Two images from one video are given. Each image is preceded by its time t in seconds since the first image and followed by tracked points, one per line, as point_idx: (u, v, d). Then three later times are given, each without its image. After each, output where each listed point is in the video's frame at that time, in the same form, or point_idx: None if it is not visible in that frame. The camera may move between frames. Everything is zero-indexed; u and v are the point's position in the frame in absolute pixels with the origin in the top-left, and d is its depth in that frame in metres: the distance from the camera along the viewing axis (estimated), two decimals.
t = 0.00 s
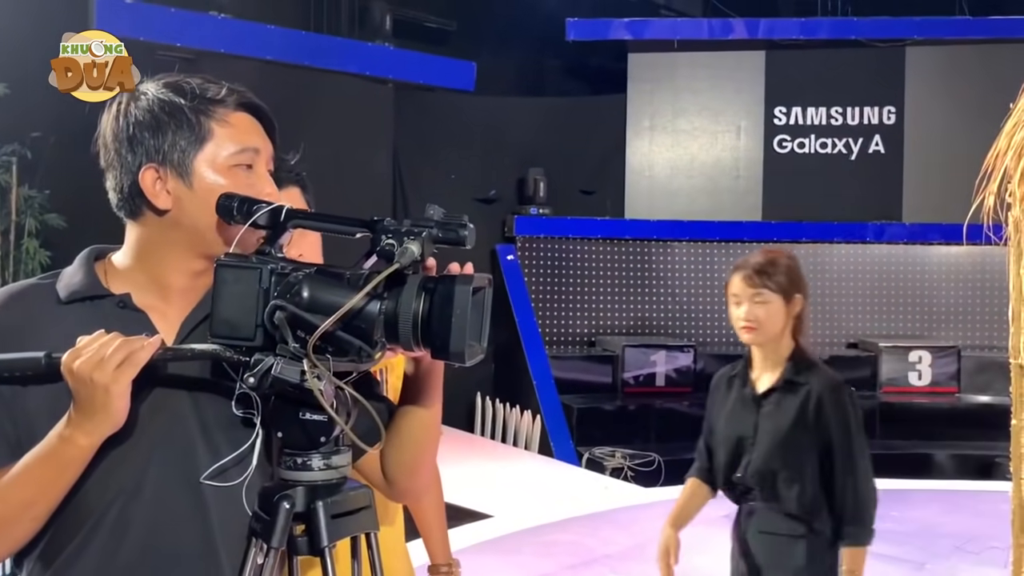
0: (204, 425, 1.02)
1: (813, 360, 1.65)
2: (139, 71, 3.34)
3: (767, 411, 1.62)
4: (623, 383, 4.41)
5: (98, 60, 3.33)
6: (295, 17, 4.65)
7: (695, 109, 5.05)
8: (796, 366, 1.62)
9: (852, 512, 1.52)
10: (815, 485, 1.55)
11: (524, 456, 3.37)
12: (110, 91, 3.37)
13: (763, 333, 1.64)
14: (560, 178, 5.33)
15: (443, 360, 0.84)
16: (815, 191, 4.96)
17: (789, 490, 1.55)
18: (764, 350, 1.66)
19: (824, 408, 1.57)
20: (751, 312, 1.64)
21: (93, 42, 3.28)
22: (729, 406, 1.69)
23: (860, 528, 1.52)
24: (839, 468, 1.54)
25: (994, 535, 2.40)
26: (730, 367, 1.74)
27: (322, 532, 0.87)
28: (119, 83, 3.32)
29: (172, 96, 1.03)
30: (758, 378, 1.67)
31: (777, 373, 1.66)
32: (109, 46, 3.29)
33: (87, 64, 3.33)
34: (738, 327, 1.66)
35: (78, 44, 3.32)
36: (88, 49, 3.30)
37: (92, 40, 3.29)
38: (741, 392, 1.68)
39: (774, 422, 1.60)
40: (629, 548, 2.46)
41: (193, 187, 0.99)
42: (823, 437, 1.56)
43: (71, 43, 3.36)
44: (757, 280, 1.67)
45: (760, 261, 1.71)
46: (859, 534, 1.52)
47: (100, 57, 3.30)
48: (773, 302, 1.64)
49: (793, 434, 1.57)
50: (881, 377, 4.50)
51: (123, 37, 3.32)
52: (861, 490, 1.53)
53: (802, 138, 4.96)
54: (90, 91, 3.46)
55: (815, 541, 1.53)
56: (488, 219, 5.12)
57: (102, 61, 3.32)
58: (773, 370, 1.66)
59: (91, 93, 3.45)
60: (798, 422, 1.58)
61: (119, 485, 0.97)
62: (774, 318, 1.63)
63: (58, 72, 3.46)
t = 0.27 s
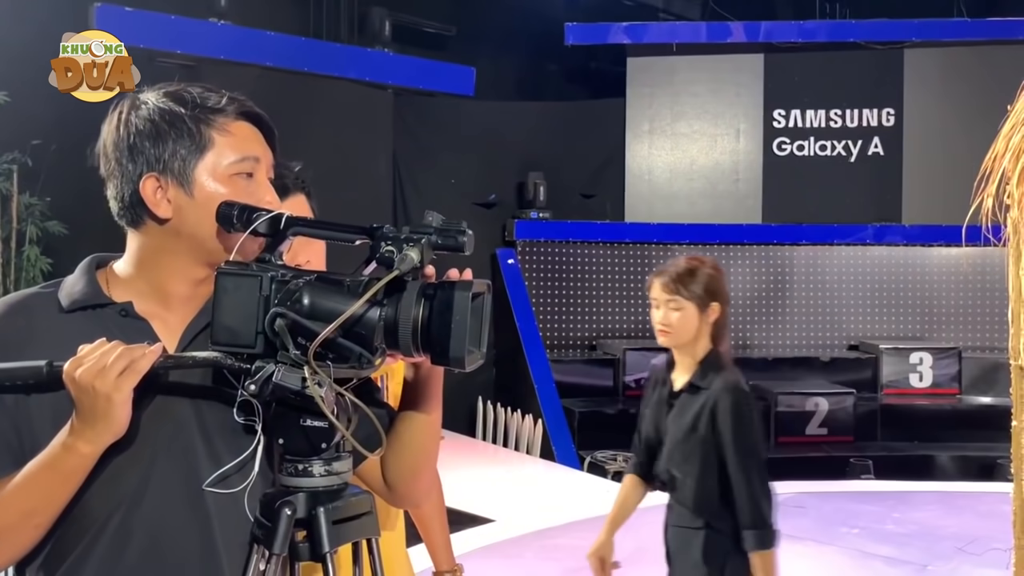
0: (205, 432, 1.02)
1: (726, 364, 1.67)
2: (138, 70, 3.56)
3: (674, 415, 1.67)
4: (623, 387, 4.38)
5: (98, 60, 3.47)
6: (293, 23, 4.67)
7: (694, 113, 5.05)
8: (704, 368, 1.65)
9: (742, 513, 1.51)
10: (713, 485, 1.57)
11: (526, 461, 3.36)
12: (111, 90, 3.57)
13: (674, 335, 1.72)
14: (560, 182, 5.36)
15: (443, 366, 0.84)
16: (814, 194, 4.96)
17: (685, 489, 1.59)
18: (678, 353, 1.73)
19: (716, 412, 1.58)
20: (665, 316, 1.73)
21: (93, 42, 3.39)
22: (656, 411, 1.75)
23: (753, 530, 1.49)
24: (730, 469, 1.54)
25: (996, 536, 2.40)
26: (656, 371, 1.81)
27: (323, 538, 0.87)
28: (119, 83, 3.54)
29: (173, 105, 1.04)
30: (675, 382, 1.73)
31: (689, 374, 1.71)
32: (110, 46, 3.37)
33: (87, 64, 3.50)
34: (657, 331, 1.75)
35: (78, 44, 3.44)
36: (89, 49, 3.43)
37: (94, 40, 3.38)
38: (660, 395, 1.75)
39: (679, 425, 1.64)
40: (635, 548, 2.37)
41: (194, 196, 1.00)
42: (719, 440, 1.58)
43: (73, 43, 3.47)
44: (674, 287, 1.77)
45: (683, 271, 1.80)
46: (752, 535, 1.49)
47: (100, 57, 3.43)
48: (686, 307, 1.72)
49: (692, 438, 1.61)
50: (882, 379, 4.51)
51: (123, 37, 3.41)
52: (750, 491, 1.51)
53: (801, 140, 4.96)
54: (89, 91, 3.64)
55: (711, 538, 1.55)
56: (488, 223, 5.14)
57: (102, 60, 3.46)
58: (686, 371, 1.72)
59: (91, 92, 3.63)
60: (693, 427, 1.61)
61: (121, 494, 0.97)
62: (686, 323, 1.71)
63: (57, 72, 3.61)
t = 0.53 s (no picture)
0: (207, 438, 1.03)
1: (665, 356, 1.78)
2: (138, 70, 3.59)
3: (617, 407, 1.77)
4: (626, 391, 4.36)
5: (98, 60, 3.48)
6: (295, 29, 4.68)
7: (695, 116, 5.05)
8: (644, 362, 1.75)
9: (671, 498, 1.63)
10: (651, 473, 1.68)
11: (528, 465, 3.36)
12: (110, 89, 3.60)
13: (614, 333, 1.80)
14: (561, 186, 5.36)
15: (443, 371, 0.84)
16: (816, 198, 4.95)
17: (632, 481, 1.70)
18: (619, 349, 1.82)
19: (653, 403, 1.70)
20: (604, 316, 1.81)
21: (93, 43, 3.39)
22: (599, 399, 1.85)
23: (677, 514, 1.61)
24: (666, 456, 1.66)
25: (999, 539, 2.40)
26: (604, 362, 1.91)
27: (325, 543, 0.87)
28: (119, 82, 3.56)
29: (174, 113, 1.04)
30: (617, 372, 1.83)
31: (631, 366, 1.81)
32: (109, 46, 3.37)
33: (87, 64, 3.51)
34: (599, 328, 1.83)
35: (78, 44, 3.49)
36: (89, 49, 3.43)
37: (93, 40, 3.37)
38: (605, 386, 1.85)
39: (624, 415, 1.74)
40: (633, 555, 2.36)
41: (194, 202, 1.00)
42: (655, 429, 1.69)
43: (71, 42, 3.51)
44: (609, 285, 1.82)
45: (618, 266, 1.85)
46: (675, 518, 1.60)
47: (100, 58, 3.43)
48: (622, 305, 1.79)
49: (638, 426, 1.71)
50: (884, 381, 4.51)
51: (123, 37, 3.41)
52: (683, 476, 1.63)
53: (802, 143, 4.96)
54: (89, 91, 3.66)
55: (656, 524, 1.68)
56: (489, 228, 5.14)
57: (102, 60, 3.45)
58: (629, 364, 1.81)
59: (91, 92, 3.65)
60: (633, 419, 1.72)
61: (123, 500, 0.97)
62: (626, 320, 1.79)
63: (57, 72, 3.63)
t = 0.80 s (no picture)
0: (208, 439, 1.03)
1: (598, 358, 1.86)
2: (138, 70, 3.58)
3: (552, 404, 1.82)
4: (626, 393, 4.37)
5: (97, 60, 3.48)
6: (297, 31, 4.69)
7: (696, 119, 5.06)
8: (580, 364, 1.82)
9: (613, 500, 1.66)
10: (591, 469, 1.73)
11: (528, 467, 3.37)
12: (110, 89, 3.60)
13: (554, 333, 1.84)
14: (562, 189, 5.38)
15: (444, 372, 0.85)
16: (817, 201, 4.96)
17: (574, 478, 1.73)
18: (557, 348, 1.87)
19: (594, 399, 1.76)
20: (546, 316, 1.83)
21: (94, 42, 3.39)
22: (530, 400, 1.88)
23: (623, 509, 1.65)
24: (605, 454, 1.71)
25: (998, 542, 2.40)
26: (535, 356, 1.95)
27: (326, 542, 0.87)
28: (119, 83, 3.56)
29: (175, 114, 1.05)
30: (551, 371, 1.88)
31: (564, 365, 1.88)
32: (110, 46, 3.38)
33: (87, 64, 3.52)
34: (537, 326, 1.86)
35: (78, 44, 3.50)
36: (89, 49, 3.44)
37: (92, 40, 3.38)
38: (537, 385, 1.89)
39: (558, 414, 1.79)
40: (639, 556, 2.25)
41: (195, 203, 1.00)
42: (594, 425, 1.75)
43: (72, 42, 3.52)
44: (551, 283, 1.84)
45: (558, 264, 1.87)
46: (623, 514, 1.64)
47: (100, 58, 3.43)
48: (565, 306, 1.83)
49: (574, 425, 1.76)
50: (884, 384, 4.51)
51: (124, 38, 3.42)
52: (619, 473, 1.67)
53: (803, 147, 4.98)
54: (89, 91, 3.66)
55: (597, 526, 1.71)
56: (491, 230, 5.15)
57: (102, 60, 3.46)
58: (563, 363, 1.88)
59: (91, 92, 3.65)
60: (573, 415, 1.77)
61: (124, 500, 0.98)
62: (568, 321, 1.83)
63: (57, 72, 3.63)
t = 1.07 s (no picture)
0: (208, 436, 1.04)
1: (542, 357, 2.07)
2: (138, 70, 3.56)
3: (504, 404, 1.99)
4: (626, 394, 4.39)
5: (97, 60, 3.47)
6: (299, 31, 4.70)
7: (697, 120, 5.06)
8: (531, 360, 2.02)
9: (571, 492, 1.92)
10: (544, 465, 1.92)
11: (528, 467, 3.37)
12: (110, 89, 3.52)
13: (510, 327, 2.02)
14: (563, 189, 5.38)
15: (444, 369, 0.85)
16: (817, 202, 4.97)
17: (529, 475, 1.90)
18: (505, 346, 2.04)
19: (553, 398, 1.99)
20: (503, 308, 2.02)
21: (94, 42, 3.38)
22: (474, 400, 2.03)
23: (584, 497, 1.95)
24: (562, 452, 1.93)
25: (997, 543, 2.40)
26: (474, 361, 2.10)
27: (326, 538, 0.88)
28: (118, 83, 3.50)
29: (176, 112, 1.05)
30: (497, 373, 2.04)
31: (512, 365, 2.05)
32: (110, 46, 3.37)
33: (87, 64, 3.50)
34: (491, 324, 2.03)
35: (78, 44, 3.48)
36: (89, 48, 3.44)
37: (93, 41, 3.39)
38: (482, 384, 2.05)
39: (511, 413, 1.97)
40: (638, 556, 2.25)
41: (196, 201, 1.01)
42: (551, 422, 1.97)
43: (73, 42, 3.50)
44: (501, 280, 2.06)
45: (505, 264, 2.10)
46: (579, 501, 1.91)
47: (100, 57, 3.42)
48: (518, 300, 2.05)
49: (527, 424, 1.95)
50: (884, 386, 4.52)
51: (124, 37, 3.41)
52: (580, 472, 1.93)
53: (803, 148, 4.98)
54: (89, 91, 3.64)
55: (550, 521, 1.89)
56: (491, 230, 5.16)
57: (102, 60, 3.45)
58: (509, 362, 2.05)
59: (91, 92, 3.63)
60: (529, 413, 1.96)
61: (123, 496, 0.98)
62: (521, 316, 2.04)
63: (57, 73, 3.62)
